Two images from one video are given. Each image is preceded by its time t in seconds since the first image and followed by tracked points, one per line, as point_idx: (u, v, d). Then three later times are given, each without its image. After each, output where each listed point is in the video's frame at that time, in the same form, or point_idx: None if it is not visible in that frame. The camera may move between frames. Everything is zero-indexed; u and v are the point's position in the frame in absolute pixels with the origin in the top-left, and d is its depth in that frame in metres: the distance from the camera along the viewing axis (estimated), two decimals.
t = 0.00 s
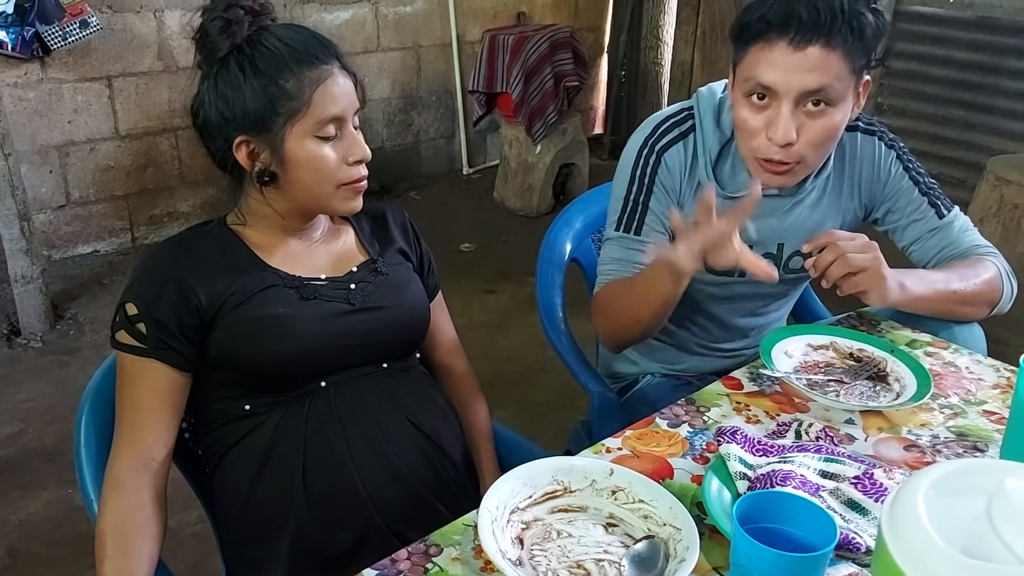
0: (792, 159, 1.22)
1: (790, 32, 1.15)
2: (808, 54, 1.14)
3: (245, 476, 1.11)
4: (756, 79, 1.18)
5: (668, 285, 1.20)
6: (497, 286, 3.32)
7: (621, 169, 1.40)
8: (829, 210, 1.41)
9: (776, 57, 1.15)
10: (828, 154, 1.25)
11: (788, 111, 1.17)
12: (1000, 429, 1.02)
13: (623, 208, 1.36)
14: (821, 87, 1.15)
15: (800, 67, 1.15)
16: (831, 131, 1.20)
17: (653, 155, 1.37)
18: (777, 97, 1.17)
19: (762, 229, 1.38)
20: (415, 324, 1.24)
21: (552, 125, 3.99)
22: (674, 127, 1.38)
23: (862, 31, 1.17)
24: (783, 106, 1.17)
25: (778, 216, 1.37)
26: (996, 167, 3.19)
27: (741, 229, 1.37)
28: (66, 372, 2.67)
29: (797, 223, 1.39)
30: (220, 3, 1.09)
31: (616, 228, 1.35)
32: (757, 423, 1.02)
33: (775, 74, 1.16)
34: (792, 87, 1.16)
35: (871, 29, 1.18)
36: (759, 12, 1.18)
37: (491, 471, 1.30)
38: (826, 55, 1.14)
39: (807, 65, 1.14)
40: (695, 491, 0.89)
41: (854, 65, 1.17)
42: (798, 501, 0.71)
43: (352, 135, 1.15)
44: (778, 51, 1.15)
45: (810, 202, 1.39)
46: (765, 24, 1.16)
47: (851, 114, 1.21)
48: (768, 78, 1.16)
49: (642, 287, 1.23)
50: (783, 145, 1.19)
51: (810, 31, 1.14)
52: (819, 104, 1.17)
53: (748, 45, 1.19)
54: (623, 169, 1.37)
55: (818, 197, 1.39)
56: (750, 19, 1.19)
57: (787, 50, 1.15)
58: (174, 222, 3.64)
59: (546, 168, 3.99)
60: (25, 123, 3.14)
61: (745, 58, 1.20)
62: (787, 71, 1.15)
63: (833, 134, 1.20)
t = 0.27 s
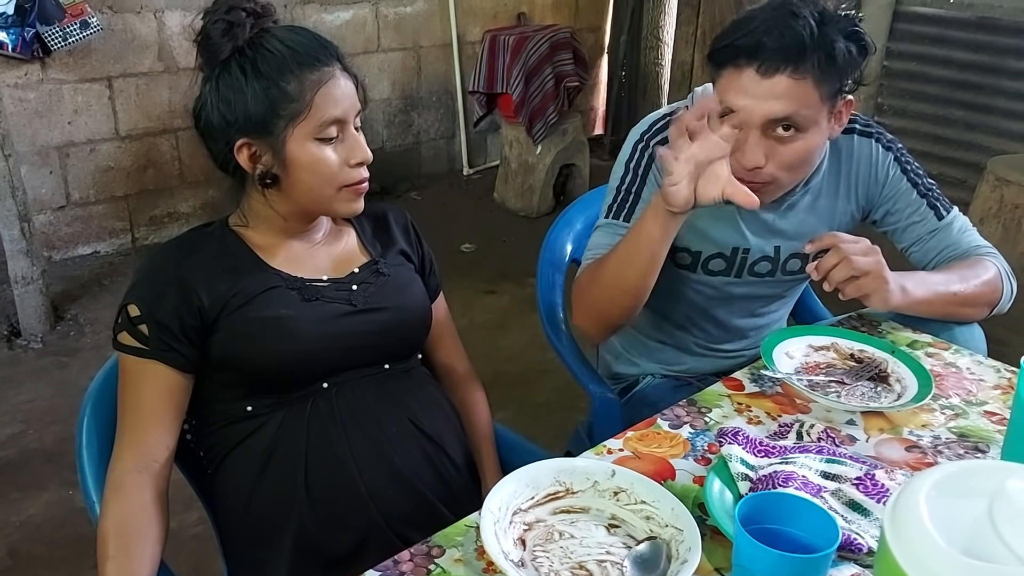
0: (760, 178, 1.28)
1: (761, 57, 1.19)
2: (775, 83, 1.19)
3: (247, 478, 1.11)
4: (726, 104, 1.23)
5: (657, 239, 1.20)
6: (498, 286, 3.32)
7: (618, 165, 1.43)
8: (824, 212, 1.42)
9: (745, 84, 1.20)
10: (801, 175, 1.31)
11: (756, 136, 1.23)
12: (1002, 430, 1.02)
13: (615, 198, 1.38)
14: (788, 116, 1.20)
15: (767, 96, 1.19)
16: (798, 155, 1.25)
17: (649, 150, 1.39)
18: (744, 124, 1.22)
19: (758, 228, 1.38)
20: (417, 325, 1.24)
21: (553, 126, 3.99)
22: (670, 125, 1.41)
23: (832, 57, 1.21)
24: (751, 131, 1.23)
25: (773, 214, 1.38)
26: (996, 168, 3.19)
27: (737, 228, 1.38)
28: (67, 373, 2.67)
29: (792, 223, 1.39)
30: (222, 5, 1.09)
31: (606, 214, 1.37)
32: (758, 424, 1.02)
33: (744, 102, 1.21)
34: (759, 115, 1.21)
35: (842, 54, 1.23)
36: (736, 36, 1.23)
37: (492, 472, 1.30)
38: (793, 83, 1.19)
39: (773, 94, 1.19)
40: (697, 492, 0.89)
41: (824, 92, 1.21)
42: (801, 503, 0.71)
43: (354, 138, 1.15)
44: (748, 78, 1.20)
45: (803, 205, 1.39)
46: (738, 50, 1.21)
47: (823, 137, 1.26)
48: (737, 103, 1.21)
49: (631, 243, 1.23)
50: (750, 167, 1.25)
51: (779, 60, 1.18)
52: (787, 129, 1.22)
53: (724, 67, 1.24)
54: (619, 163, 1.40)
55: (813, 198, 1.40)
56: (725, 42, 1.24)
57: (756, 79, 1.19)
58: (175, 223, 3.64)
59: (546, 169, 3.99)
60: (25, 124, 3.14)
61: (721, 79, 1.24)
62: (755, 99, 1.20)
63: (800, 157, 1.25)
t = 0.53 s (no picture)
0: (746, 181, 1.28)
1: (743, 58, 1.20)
2: (760, 86, 1.19)
3: (249, 480, 1.11)
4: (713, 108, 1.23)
5: (643, 234, 1.22)
6: (499, 288, 3.32)
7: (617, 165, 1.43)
8: (824, 215, 1.42)
9: (730, 87, 1.20)
10: (789, 179, 1.30)
11: (741, 139, 1.23)
12: (1005, 432, 1.02)
13: (612, 197, 1.39)
14: (771, 119, 1.20)
15: (750, 98, 1.20)
16: (782, 158, 1.25)
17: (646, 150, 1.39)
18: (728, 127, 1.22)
19: (755, 230, 1.38)
20: (418, 326, 1.24)
21: (553, 127, 3.99)
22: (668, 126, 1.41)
23: (818, 61, 1.21)
24: (735, 134, 1.23)
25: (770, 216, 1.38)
26: (997, 169, 3.19)
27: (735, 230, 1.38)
28: (67, 375, 2.66)
29: (791, 225, 1.39)
30: (221, 8, 1.09)
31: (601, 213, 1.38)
32: (761, 427, 1.02)
33: (728, 104, 1.21)
34: (743, 117, 1.21)
35: (828, 60, 1.22)
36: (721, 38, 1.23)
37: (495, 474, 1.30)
38: (777, 86, 1.19)
39: (757, 97, 1.20)
40: (701, 495, 0.89)
41: (809, 96, 1.21)
42: (805, 506, 0.71)
43: (354, 140, 1.15)
44: (732, 81, 1.20)
45: (800, 208, 1.39)
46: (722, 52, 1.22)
47: (810, 141, 1.25)
48: (721, 106, 1.22)
49: (617, 237, 1.24)
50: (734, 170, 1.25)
51: (762, 63, 1.19)
52: (771, 133, 1.22)
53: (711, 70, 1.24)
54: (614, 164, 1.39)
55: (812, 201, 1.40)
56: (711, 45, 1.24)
57: (740, 80, 1.20)
58: (175, 224, 3.64)
59: (547, 170, 3.99)
60: (25, 126, 3.14)
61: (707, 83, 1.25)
62: (739, 101, 1.20)
63: (785, 161, 1.25)
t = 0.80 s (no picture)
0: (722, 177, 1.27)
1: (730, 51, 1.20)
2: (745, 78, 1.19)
3: (250, 481, 1.11)
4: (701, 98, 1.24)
5: (644, 234, 1.22)
6: (498, 288, 3.32)
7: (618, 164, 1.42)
8: (825, 215, 1.41)
9: (718, 78, 1.21)
10: (769, 179, 1.29)
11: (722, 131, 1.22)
12: (1007, 433, 1.01)
13: (613, 197, 1.38)
14: (753, 113, 1.20)
15: (734, 92, 1.20)
16: (759, 157, 1.24)
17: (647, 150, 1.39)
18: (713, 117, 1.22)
19: (756, 230, 1.38)
20: (419, 327, 1.23)
21: (553, 127, 3.99)
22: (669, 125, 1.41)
23: (805, 62, 1.21)
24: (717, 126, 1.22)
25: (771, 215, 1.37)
26: (997, 169, 3.20)
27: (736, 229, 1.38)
28: (66, 376, 2.66)
29: (792, 225, 1.39)
30: (219, 9, 1.09)
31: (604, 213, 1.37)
32: (763, 428, 1.01)
33: (713, 94, 1.21)
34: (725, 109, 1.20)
35: (815, 63, 1.22)
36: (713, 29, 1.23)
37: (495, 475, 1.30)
38: (761, 83, 1.19)
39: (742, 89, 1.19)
40: (702, 497, 0.89)
41: (793, 97, 1.21)
42: (807, 508, 0.71)
43: (353, 142, 1.14)
44: (720, 72, 1.21)
45: (800, 208, 1.39)
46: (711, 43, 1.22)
47: (791, 143, 1.24)
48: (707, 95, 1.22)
49: (619, 237, 1.25)
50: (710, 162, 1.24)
51: (750, 60, 1.19)
52: (751, 129, 1.22)
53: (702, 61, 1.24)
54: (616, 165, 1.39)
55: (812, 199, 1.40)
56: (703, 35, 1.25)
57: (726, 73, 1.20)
58: (175, 225, 3.64)
59: (546, 171, 3.99)
60: (25, 126, 3.14)
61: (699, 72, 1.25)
62: (724, 92, 1.20)
63: (762, 160, 1.24)
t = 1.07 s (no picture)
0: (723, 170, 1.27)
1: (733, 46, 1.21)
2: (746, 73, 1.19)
3: (252, 481, 1.11)
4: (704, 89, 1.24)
5: (650, 236, 1.22)
6: (499, 289, 3.32)
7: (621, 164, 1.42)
8: (828, 214, 1.41)
9: (721, 72, 1.21)
10: (769, 174, 1.30)
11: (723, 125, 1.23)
12: (1009, 433, 1.01)
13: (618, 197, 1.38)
14: (754, 108, 1.20)
15: (735, 86, 1.20)
16: (760, 152, 1.24)
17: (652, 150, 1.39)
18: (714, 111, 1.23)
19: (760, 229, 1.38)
20: (420, 327, 1.23)
21: (553, 128, 3.99)
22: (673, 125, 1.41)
23: (808, 60, 1.21)
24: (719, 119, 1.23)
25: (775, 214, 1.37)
26: (997, 170, 3.20)
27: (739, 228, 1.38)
28: (66, 377, 2.66)
29: (796, 224, 1.39)
30: (220, 9, 1.09)
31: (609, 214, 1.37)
32: (765, 428, 1.01)
33: (715, 87, 1.22)
34: (726, 102, 1.21)
35: (819, 60, 1.22)
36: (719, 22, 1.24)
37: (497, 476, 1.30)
38: (765, 77, 1.20)
39: (743, 83, 1.20)
40: (705, 497, 0.89)
41: (794, 93, 1.21)
42: (809, 508, 0.71)
43: (354, 142, 1.14)
44: (723, 66, 1.21)
45: (804, 207, 1.39)
46: (715, 36, 1.23)
47: (793, 139, 1.25)
48: (709, 88, 1.23)
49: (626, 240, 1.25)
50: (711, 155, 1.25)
51: (752, 54, 1.20)
52: (752, 123, 1.22)
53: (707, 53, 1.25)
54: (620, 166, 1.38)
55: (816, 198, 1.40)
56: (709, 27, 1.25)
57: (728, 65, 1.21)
58: (175, 226, 3.64)
59: (547, 171, 3.99)
60: (25, 127, 3.14)
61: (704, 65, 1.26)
62: (725, 86, 1.21)
63: (762, 155, 1.24)
